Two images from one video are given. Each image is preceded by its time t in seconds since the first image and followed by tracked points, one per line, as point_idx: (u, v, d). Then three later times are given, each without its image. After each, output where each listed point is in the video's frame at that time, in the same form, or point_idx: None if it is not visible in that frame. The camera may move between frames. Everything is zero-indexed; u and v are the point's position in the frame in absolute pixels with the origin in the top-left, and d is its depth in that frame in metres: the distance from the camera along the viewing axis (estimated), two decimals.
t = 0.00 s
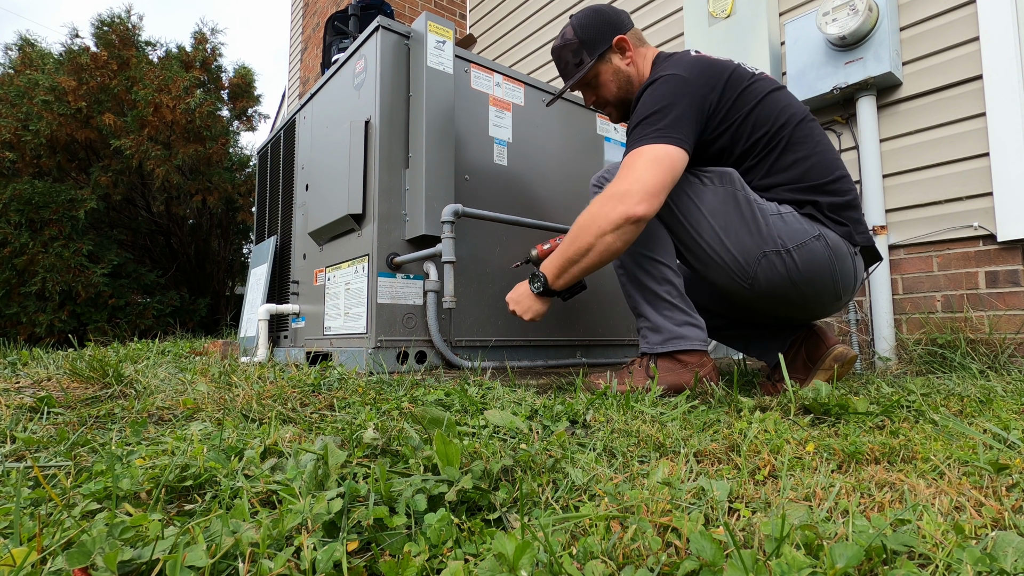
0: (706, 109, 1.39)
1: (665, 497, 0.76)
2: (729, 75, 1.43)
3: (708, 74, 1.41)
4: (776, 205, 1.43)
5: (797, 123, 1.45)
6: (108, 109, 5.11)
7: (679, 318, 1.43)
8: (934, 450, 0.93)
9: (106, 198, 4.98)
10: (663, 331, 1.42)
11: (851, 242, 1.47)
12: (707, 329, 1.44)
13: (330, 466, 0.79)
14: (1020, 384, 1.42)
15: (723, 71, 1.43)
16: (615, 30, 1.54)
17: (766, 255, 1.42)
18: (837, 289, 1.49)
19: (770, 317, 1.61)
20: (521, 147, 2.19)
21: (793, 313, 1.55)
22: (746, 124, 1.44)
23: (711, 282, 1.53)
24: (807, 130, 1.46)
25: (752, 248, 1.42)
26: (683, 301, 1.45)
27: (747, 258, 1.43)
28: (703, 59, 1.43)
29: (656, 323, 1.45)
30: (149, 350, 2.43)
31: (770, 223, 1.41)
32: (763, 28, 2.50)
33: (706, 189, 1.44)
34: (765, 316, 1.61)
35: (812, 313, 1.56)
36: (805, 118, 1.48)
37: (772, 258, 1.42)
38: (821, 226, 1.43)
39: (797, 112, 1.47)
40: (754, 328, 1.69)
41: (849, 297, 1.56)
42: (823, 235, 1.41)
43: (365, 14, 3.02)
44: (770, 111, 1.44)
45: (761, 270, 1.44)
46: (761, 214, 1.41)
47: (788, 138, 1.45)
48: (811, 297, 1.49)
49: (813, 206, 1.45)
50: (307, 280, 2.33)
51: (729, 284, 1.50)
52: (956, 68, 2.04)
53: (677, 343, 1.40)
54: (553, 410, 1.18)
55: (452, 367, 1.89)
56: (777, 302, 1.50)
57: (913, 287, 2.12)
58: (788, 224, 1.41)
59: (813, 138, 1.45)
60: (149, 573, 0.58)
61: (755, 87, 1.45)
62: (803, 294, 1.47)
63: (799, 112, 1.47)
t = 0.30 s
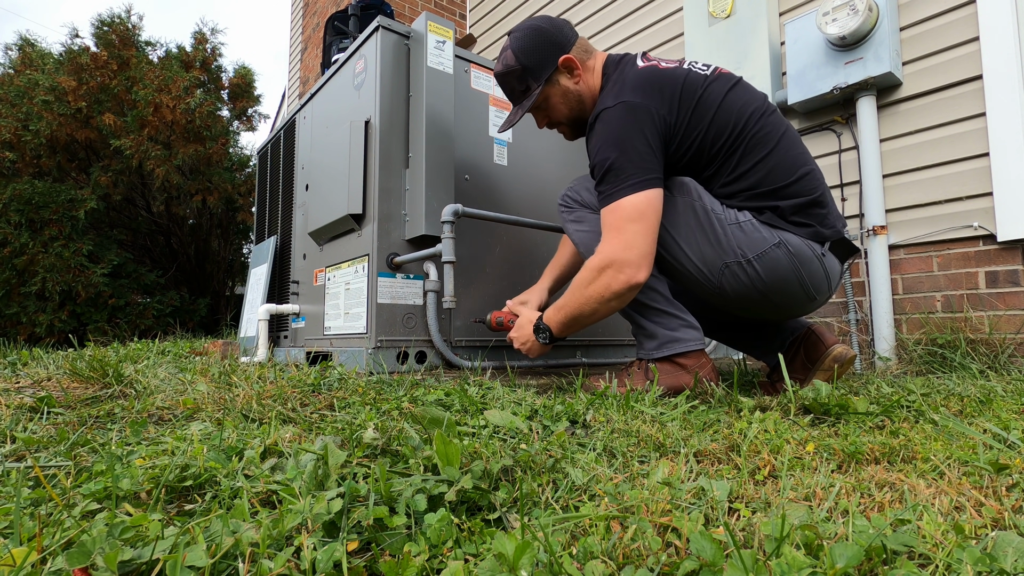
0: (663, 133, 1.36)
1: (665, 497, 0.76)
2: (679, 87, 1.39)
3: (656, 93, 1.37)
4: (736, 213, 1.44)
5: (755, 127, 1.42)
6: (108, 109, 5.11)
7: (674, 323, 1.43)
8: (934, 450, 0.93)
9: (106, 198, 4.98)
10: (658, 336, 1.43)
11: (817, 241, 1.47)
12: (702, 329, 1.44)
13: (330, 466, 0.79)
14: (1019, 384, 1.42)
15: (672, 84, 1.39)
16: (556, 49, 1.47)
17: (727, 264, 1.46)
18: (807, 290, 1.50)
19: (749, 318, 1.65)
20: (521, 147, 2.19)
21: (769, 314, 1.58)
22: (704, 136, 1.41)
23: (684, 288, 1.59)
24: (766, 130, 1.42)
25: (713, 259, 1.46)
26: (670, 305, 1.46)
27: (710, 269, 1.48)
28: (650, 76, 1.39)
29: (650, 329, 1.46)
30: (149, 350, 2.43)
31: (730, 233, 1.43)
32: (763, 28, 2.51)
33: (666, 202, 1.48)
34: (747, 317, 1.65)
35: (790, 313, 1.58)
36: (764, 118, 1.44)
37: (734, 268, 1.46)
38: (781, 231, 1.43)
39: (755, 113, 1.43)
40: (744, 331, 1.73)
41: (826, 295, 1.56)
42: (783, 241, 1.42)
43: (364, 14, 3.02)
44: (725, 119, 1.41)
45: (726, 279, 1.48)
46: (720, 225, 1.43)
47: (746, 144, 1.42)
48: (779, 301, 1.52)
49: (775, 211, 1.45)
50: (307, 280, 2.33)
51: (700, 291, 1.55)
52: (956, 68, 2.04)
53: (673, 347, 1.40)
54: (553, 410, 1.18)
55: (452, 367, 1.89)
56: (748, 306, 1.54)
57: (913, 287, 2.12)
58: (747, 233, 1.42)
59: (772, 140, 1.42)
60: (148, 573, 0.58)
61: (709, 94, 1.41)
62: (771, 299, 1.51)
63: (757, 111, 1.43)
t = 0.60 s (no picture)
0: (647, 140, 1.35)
1: (665, 497, 0.76)
2: (661, 91, 1.38)
3: (638, 97, 1.35)
4: (723, 216, 1.44)
5: (738, 129, 1.41)
6: (108, 109, 5.11)
7: (671, 326, 1.44)
8: (934, 450, 0.93)
9: (106, 198, 4.98)
10: (657, 340, 1.43)
11: (804, 241, 1.47)
12: (701, 330, 1.45)
13: (330, 466, 0.79)
14: (1019, 384, 1.42)
15: (653, 88, 1.38)
16: (526, 60, 1.47)
17: (716, 269, 1.46)
18: (797, 289, 1.51)
19: (740, 319, 1.65)
20: (520, 147, 2.19)
21: (761, 313, 1.59)
22: (689, 138, 1.41)
23: (673, 291, 1.59)
24: (750, 130, 1.42)
25: (702, 264, 1.46)
26: (665, 309, 1.46)
27: (699, 274, 1.48)
28: (631, 79, 1.37)
29: (648, 333, 1.45)
30: (149, 350, 2.43)
31: (717, 238, 1.43)
32: (763, 28, 2.51)
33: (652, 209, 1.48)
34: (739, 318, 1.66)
35: (780, 312, 1.59)
36: (747, 117, 1.44)
37: (724, 272, 1.46)
38: (768, 232, 1.43)
39: (738, 113, 1.43)
40: (735, 332, 1.72)
41: (816, 292, 1.56)
42: (771, 243, 1.42)
43: (364, 14, 3.02)
44: (708, 121, 1.40)
45: (715, 283, 1.49)
46: (707, 229, 1.43)
47: (731, 145, 1.42)
48: (769, 301, 1.53)
49: (762, 212, 1.45)
50: (307, 280, 2.33)
51: (690, 295, 1.56)
52: (956, 68, 2.04)
53: (672, 350, 1.40)
54: (553, 410, 1.19)
55: (452, 367, 1.89)
56: (739, 308, 1.55)
57: (913, 287, 2.12)
58: (734, 237, 1.42)
59: (756, 141, 1.42)
60: (149, 573, 0.58)
61: (691, 96, 1.40)
62: (761, 301, 1.52)
63: (739, 112, 1.43)
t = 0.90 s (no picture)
0: (639, 144, 1.35)
1: (664, 497, 0.76)
2: (652, 94, 1.38)
3: (630, 100, 1.35)
4: (717, 217, 1.44)
5: (731, 131, 1.42)
6: (108, 109, 5.11)
7: (669, 327, 1.44)
8: (934, 450, 0.93)
9: (106, 198, 4.98)
10: (656, 341, 1.43)
11: (799, 241, 1.47)
12: (700, 331, 1.44)
13: (330, 466, 0.79)
14: (1019, 383, 1.42)
15: (645, 91, 1.38)
16: (515, 68, 1.47)
17: (712, 271, 1.46)
18: (793, 289, 1.51)
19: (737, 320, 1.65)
20: (520, 148, 2.19)
21: (758, 314, 1.59)
22: (682, 141, 1.41)
23: (668, 293, 1.59)
24: (742, 131, 1.42)
25: (697, 266, 1.46)
26: (663, 310, 1.46)
27: (695, 276, 1.48)
28: (622, 83, 1.37)
29: (648, 334, 1.45)
30: (149, 350, 2.43)
31: (712, 240, 1.43)
32: (763, 28, 2.51)
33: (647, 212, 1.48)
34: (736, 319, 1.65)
35: (777, 312, 1.59)
36: (739, 119, 1.44)
37: (720, 273, 1.46)
38: (763, 233, 1.43)
39: (730, 114, 1.43)
40: (733, 334, 1.71)
41: (812, 292, 1.56)
42: (766, 244, 1.42)
43: (364, 14, 3.02)
44: (700, 124, 1.40)
45: (712, 284, 1.49)
46: (702, 231, 1.43)
47: (724, 147, 1.42)
48: (766, 302, 1.52)
49: (756, 213, 1.45)
50: (307, 280, 2.33)
51: (687, 297, 1.56)
52: (956, 68, 2.04)
53: (671, 350, 1.40)
54: (553, 410, 1.19)
55: (452, 367, 1.90)
56: (737, 309, 1.55)
57: (913, 287, 2.12)
58: (729, 238, 1.42)
59: (748, 143, 1.42)
60: (149, 573, 0.58)
61: (683, 99, 1.41)
62: (757, 302, 1.52)
63: (731, 114, 1.43)
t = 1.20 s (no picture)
0: (639, 146, 1.35)
1: (665, 497, 0.76)
2: (652, 95, 1.38)
3: (630, 102, 1.35)
4: (717, 219, 1.44)
5: (731, 132, 1.42)
6: (108, 109, 5.11)
7: (669, 327, 1.44)
8: (934, 450, 0.93)
9: (106, 198, 4.98)
10: (656, 342, 1.42)
11: (799, 243, 1.47)
12: (700, 331, 1.44)
13: (330, 466, 0.79)
14: (1019, 383, 1.42)
15: (645, 92, 1.38)
16: (514, 69, 1.47)
17: (711, 272, 1.46)
18: (793, 290, 1.51)
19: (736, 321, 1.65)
20: (520, 148, 2.19)
21: (758, 315, 1.58)
22: (681, 143, 1.41)
23: (667, 294, 1.59)
24: (742, 133, 1.42)
25: (697, 267, 1.46)
26: (663, 311, 1.46)
27: (695, 277, 1.48)
28: (622, 85, 1.37)
29: (648, 335, 1.45)
30: (149, 350, 2.43)
31: (711, 241, 1.43)
32: (763, 28, 2.51)
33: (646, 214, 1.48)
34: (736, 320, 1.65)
35: (777, 313, 1.58)
36: (739, 120, 1.44)
37: (719, 274, 1.46)
38: (762, 234, 1.43)
39: (730, 116, 1.43)
40: (733, 335, 1.71)
41: (812, 293, 1.57)
42: (765, 245, 1.42)
43: (364, 14, 3.02)
44: (700, 126, 1.40)
45: (711, 285, 1.49)
46: (701, 232, 1.43)
47: (723, 149, 1.42)
48: (766, 303, 1.52)
49: (756, 214, 1.45)
50: (307, 280, 2.33)
51: (686, 298, 1.56)
52: (956, 68, 2.04)
53: (671, 351, 1.40)
54: (553, 410, 1.19)
55: (452, 367, 1.90)
56: (737, 310, 1.55)
57: (913, 287, 2.12)
58: (728, 239, 1.42)
59: (748, 144, 1.42)
60: (149, 573, 0.58)
61: (683, 101, 1.41)
62: (756, 303, 1.52)
63: (731, 115, 1.43)
